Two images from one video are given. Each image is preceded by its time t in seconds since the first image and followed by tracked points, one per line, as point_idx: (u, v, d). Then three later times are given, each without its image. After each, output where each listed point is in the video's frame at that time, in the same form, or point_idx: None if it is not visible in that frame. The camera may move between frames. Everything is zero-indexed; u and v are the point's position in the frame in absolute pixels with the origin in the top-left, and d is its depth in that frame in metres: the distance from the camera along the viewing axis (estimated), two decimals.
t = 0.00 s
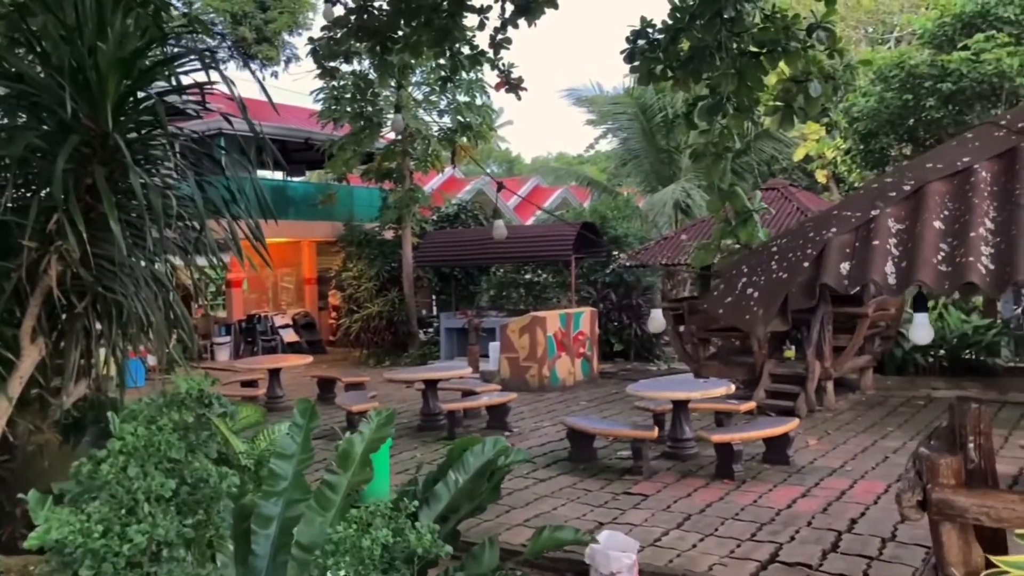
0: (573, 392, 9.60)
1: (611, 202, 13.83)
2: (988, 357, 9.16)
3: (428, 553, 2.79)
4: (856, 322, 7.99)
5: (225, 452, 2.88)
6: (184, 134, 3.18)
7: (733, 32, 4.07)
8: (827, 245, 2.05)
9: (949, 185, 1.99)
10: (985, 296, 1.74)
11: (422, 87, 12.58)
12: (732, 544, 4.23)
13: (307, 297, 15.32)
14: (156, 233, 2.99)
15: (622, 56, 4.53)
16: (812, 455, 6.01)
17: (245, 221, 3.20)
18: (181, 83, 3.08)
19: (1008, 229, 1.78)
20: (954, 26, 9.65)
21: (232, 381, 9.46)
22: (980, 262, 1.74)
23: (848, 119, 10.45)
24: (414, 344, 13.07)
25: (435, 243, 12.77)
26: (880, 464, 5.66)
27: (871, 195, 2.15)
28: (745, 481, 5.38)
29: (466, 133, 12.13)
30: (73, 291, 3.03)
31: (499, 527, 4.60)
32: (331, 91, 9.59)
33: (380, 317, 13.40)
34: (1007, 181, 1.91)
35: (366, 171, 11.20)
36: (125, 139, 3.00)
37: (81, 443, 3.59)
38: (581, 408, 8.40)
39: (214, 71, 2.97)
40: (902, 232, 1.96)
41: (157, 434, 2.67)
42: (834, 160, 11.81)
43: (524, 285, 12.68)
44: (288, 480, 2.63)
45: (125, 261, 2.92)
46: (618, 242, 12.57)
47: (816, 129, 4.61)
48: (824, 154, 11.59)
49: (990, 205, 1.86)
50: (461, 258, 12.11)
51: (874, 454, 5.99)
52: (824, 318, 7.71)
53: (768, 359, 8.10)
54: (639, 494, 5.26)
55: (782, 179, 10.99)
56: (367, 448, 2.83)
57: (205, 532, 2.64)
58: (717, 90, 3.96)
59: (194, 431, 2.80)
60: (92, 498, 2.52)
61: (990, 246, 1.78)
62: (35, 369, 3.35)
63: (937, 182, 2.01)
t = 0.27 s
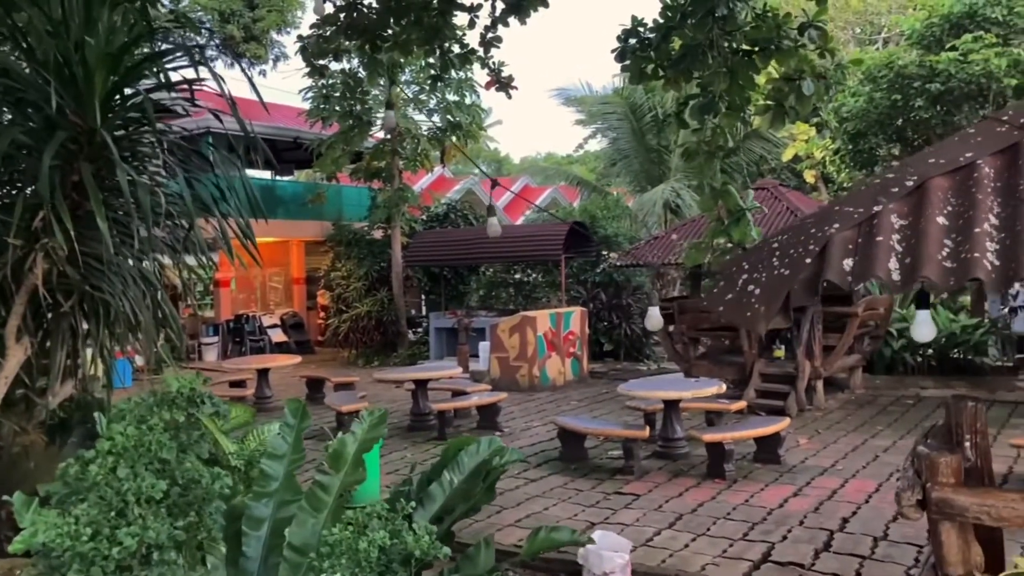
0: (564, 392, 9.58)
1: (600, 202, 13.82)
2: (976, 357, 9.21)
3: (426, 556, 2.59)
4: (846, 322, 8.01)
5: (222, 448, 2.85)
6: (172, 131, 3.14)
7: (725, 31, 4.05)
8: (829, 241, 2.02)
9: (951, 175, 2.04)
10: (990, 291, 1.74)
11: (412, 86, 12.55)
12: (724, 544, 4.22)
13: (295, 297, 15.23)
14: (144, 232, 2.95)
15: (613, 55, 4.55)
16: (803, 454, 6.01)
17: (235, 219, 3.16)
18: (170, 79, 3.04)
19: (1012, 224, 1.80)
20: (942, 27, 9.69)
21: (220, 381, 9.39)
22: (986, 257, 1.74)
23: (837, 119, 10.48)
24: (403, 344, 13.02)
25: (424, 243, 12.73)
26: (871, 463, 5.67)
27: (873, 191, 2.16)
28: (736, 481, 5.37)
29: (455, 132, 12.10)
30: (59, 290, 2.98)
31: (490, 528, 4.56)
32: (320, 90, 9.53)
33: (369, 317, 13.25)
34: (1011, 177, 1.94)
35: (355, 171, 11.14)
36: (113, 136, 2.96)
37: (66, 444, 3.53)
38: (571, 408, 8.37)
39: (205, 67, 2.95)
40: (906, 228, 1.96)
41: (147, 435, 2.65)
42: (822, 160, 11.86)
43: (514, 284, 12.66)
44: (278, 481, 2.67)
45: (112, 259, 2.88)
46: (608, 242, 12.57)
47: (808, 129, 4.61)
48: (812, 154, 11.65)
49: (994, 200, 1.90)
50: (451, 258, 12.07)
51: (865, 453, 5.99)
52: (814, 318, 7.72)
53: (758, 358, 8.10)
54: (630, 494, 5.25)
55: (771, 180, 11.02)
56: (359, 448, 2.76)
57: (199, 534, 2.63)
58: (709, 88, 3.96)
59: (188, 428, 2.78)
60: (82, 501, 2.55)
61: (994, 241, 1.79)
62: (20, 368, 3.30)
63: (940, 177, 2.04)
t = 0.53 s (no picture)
0: (555, 391, 9.55)
1: (591, 201, 13.81)
2: (965, 356, 9.26)
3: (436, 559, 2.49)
4: (837, 321, 8.02)
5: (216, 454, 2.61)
6: (163, 125, 3.10)
7: (721, 28, 4.02)
8: (846, 235, 1.87)
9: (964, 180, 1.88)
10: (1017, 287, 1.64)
11: (402, 84, 12.49)
12: (720, 544, 4.19)
13: (284, 296, 15.15)
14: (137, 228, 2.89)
15: (606, 53, 4.54)
16: (796, 454, 6.00)
17: (228, 216, 3.12)
18: (163, 73, 3.01)
19: None
20: (932, 27, 9.69)
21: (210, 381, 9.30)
22: (1013, 252, 1.65)
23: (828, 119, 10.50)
24: (393, 343, 12.96)
25: (414, 242, 12.67)
26: (865, 462, 5.67)
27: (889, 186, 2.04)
28: (731, 481, 5.35)
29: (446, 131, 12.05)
30: (48, 286, 2.92)
31: (484, 529, 4.53)
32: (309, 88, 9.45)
33: (359, 316, 13.15)
34: None
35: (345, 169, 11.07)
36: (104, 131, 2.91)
37: (56, 444, 3.47)
38: (564, 407, 8.34)
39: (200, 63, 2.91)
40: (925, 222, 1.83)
41: (146, 435, 2.43)
42: (812, 160, 11.90)
43: (505, 284, 12.63)
44: (277, 482, 2.73)
45: (104, 256, 2.82)
46: (599, 241, 12.56)
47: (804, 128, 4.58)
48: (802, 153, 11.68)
49: (1016, 193, 1.80)
50: (442, 257, 12.02)
51: (858, 452, 5.99)
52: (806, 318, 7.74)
53: (750, 357, 8.11)
54: (625, 494, 5.22)
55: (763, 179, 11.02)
56: (356, 446, 2.86)
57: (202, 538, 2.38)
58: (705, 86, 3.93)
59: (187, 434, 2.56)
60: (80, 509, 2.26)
61: (1018, 235, 1.70)
62: (8, 367, 3.25)
63: (959, 170, 1.91)
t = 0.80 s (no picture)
0: (545, 390, 9.53)
1: (580, 200, 13.79)
2: (953, 354, 9.30)
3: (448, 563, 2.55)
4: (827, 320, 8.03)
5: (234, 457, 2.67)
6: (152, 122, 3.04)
7: (717, 24, 3.98)
8: (867, 230, 1.92)
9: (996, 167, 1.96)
10: None
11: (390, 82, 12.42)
12: (715, 544, 4.18)
13: (271, 295, 15.04)
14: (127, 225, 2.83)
15: (598, 51, 4.53)
16: (788, 452, 6.01)
17: (221, 212, 3.05)
18: (156, 67, 2.96)
19: None
20: (921, 27, 9.71)
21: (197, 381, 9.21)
22: None
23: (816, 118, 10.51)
24: (381, 342, 12.90)
25: (402, 241, 12.61)
26: (857, 460, 5.68)
27: (910, 180, 2.11)
28: (724, 480, 5.34)
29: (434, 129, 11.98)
30: (37, 284, 2.86)
31: (478, 529, 4.49)
32: (297, 85, 9.36)
33: (347, 315, 13.06)
34: None
35: (332, 167, 10.99)
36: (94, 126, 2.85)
37: (44, 445, 3.48)
38: (554, 406, 8.32)
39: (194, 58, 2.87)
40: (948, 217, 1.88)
41: (151, 441, 2.58)
42: (800, 159, 11.93)
43: (494, 283, 12.60)
44: (275, 483, 2.70)
45: (94, 253, 2.76)
46: (587, 240, 12.54)
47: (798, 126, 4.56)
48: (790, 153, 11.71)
49: None
50: (431, 255, 11.96)
51: (850, 451, 6.00)
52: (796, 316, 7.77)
53: (740, 356, 8.12)
54: (618, 493, 5.19)
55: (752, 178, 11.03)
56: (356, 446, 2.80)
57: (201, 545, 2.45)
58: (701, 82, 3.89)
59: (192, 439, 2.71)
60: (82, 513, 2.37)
61: None
62: None
63: (980, 165, 1.98)
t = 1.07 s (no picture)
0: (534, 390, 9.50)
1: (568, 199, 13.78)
2: (940, 353, 9.36)
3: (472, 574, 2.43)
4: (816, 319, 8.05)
5: (239, 458, 2.67)
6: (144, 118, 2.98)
7: (712, 23, 3.96)
8: (895, 227, 1.92)
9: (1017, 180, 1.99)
10: None
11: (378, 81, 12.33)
12: (711, 544, 4.16)
13: (256, 294, 14.93)
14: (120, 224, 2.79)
15: (588, 49, 4.52)
16: (779, 451, 6.02)
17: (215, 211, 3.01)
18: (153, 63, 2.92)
19: None
20: (907, 28, 9.76)
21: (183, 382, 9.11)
22: None
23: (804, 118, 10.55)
24: (368, 342, 12.83)
25: (390, 240, 12.55)
26: (849, 459, 5.70)
27: (934, 178, 2.11)
28: (717, 479, 5.34)
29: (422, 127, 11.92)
30: (26, 284, 2.81)
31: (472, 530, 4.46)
32: (284, 82, 9.28)
33: (333, 315, 12.97)
34: None
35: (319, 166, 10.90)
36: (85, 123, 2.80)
37: (32, 448, 3.40)
38: (544, 406, 8.29)
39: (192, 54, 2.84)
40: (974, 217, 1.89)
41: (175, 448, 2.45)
42: (786, 158, 11.97)
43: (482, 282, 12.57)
44: (275, 488, 2.71)
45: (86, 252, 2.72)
46: (575, 239, 12.53)
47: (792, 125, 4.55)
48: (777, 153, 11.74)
49: None
50: (419, 254, 11.91)
51: (841, 450, 6.02)
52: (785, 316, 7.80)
53: (729, 355, 8.14)
54: (612, 493, 5.17)
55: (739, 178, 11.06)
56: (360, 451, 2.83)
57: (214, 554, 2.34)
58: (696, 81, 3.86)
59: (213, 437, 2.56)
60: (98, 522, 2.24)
61: None
62: None
63: (1003, 163, 2.00)
